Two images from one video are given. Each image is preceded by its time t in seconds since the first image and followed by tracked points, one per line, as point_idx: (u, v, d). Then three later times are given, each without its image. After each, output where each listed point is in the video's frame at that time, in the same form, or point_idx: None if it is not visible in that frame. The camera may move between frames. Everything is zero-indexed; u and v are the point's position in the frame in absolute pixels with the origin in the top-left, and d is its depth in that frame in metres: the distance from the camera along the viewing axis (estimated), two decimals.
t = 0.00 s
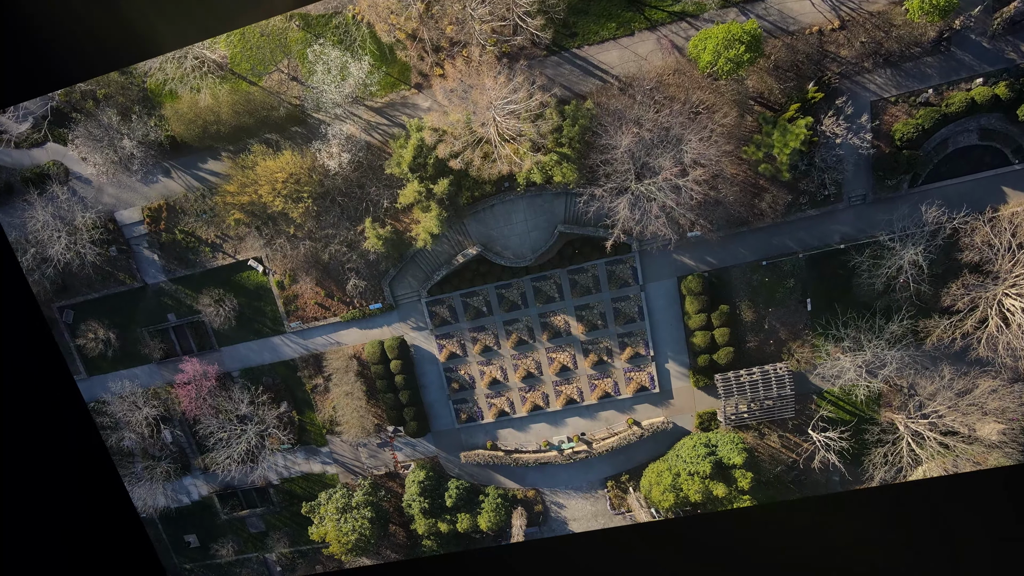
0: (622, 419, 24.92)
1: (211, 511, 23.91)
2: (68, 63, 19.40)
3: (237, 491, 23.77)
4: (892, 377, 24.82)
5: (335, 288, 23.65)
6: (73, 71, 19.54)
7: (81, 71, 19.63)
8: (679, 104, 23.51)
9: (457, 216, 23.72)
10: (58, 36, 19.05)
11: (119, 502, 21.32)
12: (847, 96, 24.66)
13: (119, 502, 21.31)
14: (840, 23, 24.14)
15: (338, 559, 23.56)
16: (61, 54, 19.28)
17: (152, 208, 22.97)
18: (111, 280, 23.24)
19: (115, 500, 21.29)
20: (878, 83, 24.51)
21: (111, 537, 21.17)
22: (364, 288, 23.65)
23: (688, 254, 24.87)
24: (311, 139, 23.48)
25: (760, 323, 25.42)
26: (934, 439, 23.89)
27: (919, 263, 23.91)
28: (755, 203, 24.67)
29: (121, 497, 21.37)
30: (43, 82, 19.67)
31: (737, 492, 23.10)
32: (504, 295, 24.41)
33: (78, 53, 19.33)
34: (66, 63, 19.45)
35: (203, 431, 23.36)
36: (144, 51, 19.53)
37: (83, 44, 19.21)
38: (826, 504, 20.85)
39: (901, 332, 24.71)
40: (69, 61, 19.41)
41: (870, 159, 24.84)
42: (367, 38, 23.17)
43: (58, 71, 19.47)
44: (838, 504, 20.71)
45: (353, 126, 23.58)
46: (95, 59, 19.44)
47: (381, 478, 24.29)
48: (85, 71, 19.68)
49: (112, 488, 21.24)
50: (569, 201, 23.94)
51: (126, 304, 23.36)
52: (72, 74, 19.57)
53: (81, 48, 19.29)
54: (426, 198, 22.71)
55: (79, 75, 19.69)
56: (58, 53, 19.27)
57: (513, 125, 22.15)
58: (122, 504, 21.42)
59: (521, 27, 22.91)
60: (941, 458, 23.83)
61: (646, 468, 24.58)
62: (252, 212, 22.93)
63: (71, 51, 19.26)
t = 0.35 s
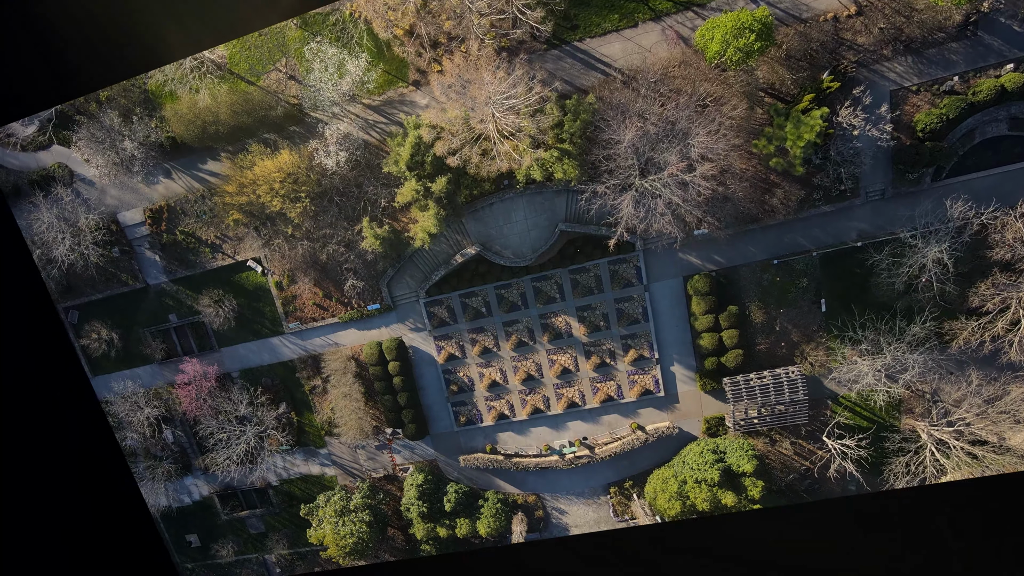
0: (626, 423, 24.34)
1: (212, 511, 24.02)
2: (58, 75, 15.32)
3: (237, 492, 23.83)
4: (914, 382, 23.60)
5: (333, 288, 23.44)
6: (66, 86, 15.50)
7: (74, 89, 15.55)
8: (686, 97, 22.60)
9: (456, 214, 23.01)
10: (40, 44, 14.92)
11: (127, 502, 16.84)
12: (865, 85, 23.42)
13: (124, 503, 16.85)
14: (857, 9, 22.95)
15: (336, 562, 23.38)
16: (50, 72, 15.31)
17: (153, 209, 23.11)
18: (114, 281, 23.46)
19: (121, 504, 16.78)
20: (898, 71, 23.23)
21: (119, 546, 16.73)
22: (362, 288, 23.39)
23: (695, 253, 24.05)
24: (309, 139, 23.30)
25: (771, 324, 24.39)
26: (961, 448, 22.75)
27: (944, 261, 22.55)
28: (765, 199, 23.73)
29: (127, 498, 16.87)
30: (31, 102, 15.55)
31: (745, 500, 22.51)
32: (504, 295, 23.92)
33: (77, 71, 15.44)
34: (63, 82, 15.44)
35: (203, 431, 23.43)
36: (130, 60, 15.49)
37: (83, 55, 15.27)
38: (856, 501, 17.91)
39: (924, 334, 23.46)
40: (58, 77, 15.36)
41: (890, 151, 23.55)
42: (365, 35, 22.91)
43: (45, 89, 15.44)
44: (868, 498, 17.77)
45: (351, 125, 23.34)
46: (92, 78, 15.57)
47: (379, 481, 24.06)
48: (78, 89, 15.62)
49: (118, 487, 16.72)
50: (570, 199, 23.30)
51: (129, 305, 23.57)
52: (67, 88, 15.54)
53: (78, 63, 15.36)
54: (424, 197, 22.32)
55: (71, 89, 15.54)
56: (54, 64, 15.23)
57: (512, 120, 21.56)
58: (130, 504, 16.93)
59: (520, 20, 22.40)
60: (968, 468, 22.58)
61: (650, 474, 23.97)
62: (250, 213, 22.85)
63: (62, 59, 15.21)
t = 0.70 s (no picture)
0: (629, 427, 23.76)
1: (211, 512, 24.07)
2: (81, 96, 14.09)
3: (236, 493, 23.81)
4: (937, 387, 22.41)
5: (331, 288, 23.17)
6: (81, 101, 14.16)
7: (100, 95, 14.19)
8: (692, 89, 21.72)
9: (454, 213, 22.33)
10: None
11: (130, 495, 14.03)
12: (883, 74, 22.25)
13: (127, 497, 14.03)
14: None
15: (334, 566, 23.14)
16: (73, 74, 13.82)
17: (153, 210, 23.11)
18: (117, 282, 23.59)
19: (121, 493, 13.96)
20: (919, 58, 22.02)
21: (120, 549, 13.89)
22: (360, 289, 23.07)
23: (701, 251, 23.20)
24: (307, 138, 23.02)
25: (782, 326, 23.46)
26: (990, 457, 21.33)
27: (969, 258, 21.27)
28: (776, 194, 22.72)
29: (132, 489, 14.08)
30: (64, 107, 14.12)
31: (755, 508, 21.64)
32: (503, 295, 23.42)
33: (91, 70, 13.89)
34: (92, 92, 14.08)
35: (203, 432, 23.44)
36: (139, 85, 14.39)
37: (96, 69, 13.90)
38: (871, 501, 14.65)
39: (948, 336, 22.23)
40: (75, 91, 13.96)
41: (909, 143, 22.42)
42: (362, 32, 22.58)
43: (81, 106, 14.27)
44: (882, 498, 14.49)
45: (348, 123, 23.03)
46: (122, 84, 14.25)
47: (378, 483, 23.82)
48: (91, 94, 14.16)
49: (116, 481, 13.95)
50: (571, 196, 22.63)
51: (131, 306, 23.68)
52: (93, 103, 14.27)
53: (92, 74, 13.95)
54: (421, 195, 21.71)
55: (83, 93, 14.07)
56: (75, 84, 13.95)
57: (510, 116, 21.00)
58: (135, 499, 14.11)
59: (519, 13, 21.84)
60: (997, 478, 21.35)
61: (655, 481, 23.35)
62: (248, 213, 22.63)
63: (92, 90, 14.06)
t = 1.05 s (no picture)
0: (633, 431, 23.17)
1: (211, 514, 24.05)
2: (87, 95, 17.63)
3: (235, 495, 23.75)
4: (960, 390, 21.34)
5: (328, 289, 22.85)
6: (87, 97, 17.68)
7: (107, 94, 17.81)
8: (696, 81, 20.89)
9: (451, 212, 21.78)
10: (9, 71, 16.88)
11: (128, 495, 19.14)
12: (899, 61, 21.18)
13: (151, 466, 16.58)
14: None
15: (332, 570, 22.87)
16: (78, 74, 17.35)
17: (152, 212, 22.95)
18: (117, 284, 23.58)
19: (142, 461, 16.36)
20: (937, 44, 20.94)
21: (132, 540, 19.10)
22: (357, 290, 22.71)
23: (707, 249, 22.39)
24: (303, 137, 22.60)
25: (793, 326, 22.60)
26: (1017, 464, 20.24)
27: (994, 254, 20.36)
28: (787, 189, 21.84)
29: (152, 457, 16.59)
30: (72, 109, 17.75)
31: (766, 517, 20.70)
32: (503, 296, 22.90)
33: (94, 70, 17.39)
34: (97, 89, 17.64)
35: (201, 434, 23.45)
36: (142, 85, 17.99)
37: (98, 73, 17.46)
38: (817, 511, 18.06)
39: (971, 336, 21.15)
40: (82, 90, 17.52)
41: (928, 134, 21.38)
42: (357, 30, 22.01)
43: (89, 104, 17.82)
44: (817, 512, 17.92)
45: (344, 121, 22.50)
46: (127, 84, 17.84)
47: (376, 487, 23.53)
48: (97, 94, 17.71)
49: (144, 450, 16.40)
50: (572, 193, 21.96)
51: (132, 308, 23.67)
52: (99, 101, 17.81)
53: (97, 75, 17.49)
54: (419, 193, 21.16)
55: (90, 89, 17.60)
56: (80, 83, 17.49)
57: (508, 111, 20.42)
58: (131, 501, 19.19)
59: (517, 5, 21.23)
60: None
61: (660, 487, 22.68)
62: (245, 213, 22.29)
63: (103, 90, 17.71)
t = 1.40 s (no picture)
0: (638, 435, 22.46)
1: (210, 517, 24.04)
2: (88, 93, 14.22)
3: (234, 499, 23.70)
4: (985, 392, 20.25)
5: (326, 290, 22.48)
6: (89, 95, 14.25)
7: (105, 91, 14.32)
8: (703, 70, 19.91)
9: (449, 211, 21.30)
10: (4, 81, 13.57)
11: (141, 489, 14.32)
12: (917, 47, 20.13)
13: (152, 499, 14.46)
14: None
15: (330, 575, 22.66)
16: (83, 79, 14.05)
17: (150, 213, 22.56)
18: (116, 286, 23.43)
19: (140, 486, 14.31)
20: (956, 29, 19.90)
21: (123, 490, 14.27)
22: (354, 290, 22.34)
23: (713, 246, 21.56)
24: (300, 136, 21.99)
25: (805, 326, 21.68)
26: None
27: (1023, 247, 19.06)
28: (796, 183, 21.02)
29: (152, 482, 14.46)
30: (76, 121, 14.41)
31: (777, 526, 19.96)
32: (502, 296, 22.33)
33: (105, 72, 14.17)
34: (106, 98, 14.39)
35: (199, 437, 23.34)
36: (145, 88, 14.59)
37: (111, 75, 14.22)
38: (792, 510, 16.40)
39: (998, 336, 19.95)
40: (47, 109, 14.08)
41: (948, 122, 20.39)
42: (352, 26, 21.21)
43: (97, 113, 14.59)
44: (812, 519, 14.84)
45: (340, 120, 21.92)
46: (126, 89, 14.41)
47: (375, 491, 23.27)
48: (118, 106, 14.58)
49: (140, 470, 14.34)
50: (572, 190, 21.27)
51: (131, 310, 23.58)
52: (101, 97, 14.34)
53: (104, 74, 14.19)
54: (416, 191, 20.60)
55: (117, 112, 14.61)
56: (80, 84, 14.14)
57: (506, 106, 19.73)
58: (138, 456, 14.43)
59: None
60: None
61: (666, 492, 21.98)
62: (241, 214, 21.76)
63: (95, 92, 14.27)
